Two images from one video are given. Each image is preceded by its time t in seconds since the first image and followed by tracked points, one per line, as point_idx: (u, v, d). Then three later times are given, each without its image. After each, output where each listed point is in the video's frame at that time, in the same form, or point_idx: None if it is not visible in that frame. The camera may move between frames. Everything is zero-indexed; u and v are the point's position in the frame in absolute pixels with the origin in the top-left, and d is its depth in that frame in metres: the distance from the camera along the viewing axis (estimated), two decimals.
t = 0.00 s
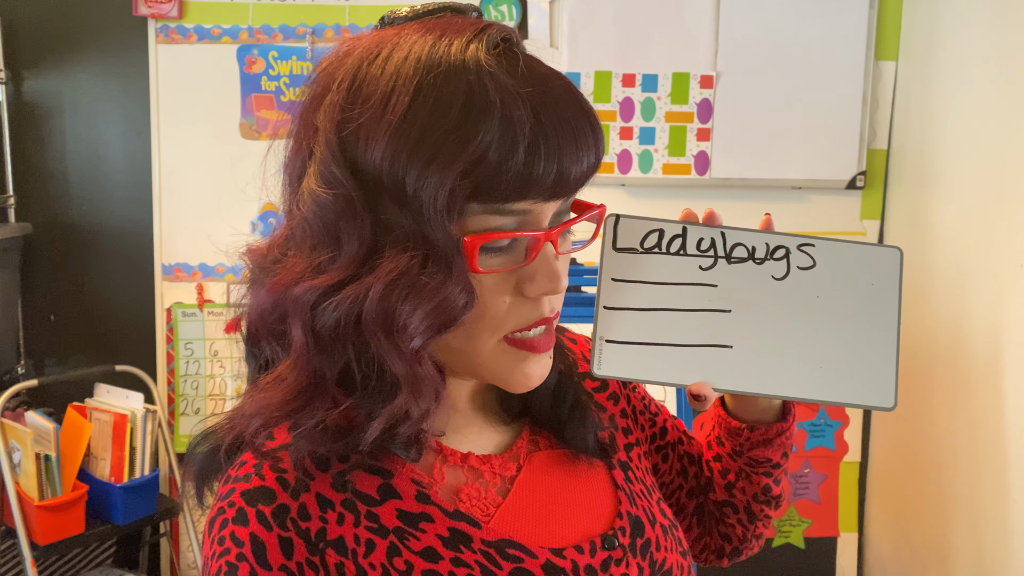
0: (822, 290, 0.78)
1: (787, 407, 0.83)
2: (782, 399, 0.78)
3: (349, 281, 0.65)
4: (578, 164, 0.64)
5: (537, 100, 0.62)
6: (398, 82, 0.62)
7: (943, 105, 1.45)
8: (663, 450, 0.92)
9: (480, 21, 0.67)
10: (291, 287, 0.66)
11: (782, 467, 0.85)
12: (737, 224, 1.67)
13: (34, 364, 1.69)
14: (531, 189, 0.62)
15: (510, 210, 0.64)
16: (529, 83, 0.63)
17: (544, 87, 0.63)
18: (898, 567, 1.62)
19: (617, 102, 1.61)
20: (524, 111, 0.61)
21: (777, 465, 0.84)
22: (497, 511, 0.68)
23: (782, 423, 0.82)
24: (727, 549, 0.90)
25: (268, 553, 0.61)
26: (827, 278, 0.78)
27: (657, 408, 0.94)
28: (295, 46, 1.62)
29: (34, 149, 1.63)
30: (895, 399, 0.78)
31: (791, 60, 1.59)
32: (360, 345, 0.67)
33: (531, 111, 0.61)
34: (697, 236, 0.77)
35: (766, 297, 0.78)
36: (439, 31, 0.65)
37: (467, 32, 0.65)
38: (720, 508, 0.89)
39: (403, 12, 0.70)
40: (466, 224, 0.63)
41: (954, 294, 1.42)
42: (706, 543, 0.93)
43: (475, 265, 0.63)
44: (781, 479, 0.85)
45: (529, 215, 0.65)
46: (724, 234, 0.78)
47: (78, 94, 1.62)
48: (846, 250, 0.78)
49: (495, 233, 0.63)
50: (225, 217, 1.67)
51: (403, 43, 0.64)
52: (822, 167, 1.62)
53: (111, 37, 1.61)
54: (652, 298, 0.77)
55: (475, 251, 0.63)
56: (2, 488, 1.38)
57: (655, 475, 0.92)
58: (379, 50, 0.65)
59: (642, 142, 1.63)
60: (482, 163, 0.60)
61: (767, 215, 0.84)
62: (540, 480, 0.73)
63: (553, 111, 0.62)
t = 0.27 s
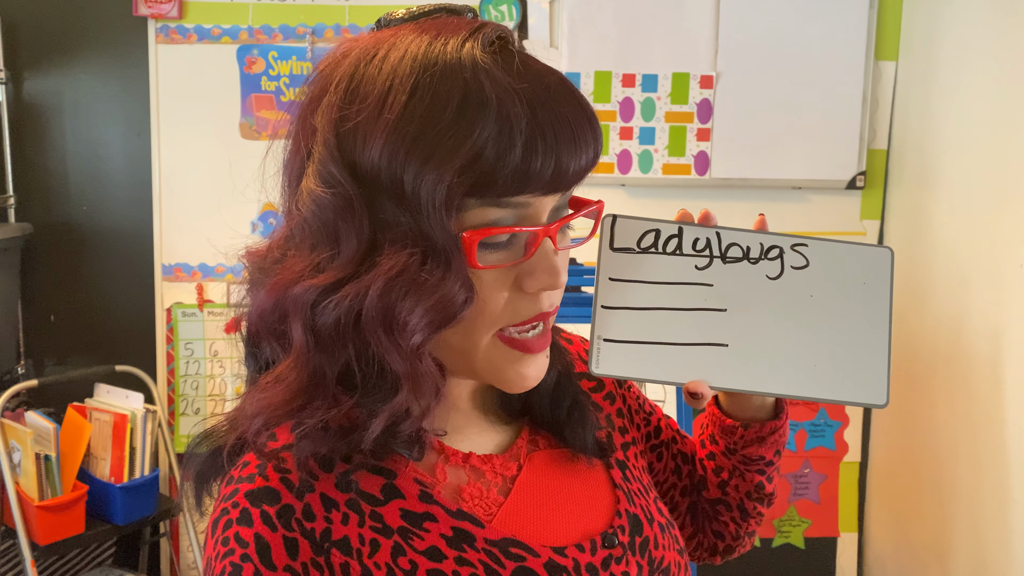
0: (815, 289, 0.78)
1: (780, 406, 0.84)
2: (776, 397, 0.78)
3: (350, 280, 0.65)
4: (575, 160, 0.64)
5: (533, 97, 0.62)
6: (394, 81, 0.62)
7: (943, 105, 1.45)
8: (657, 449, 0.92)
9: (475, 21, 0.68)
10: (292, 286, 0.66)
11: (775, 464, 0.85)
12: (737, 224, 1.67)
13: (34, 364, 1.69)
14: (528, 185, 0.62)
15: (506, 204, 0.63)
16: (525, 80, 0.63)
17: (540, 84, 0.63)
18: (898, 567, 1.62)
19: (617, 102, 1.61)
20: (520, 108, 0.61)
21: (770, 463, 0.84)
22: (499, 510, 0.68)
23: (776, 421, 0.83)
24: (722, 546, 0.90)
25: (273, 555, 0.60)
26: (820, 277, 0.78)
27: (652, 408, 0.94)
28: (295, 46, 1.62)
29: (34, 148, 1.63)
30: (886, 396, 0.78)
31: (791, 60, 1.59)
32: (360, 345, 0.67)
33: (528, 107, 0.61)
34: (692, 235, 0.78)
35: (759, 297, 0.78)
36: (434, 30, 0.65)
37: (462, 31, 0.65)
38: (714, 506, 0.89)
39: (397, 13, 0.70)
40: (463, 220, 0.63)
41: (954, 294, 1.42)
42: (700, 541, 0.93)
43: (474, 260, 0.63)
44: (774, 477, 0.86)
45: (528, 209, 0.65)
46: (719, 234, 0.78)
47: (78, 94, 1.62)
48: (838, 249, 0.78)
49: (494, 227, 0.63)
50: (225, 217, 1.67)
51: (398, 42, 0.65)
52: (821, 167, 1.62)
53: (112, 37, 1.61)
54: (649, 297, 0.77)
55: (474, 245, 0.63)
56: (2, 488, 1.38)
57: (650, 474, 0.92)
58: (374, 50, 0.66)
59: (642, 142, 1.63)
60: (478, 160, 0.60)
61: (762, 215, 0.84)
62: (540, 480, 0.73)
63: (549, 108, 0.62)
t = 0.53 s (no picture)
0: (814, 287, 0.78)
1: (778, 403, 0.84)
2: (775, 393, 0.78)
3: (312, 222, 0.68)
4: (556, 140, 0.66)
5: (516, 74, 0.65)
6: (386, 50, 0.66)
7: (943, 104, 1.45)
8: (656, 447, 0.92)
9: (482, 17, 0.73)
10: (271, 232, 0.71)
11: (773, 460, 0.85)
12: (737, 223, 1.67)
13: (34, 364, 1.69)
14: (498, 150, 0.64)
15: (477, 167, 0.65)
16: (513, 61, 0.67)
17: (529, 66, 0.67)
18: (898, 566, 1.62)
19: (616, 102, 1.61)
20: (500, 79, 0.64)
21: (768, 459, 0.85)
22: (496, 509, 0.67)
23: (774, 418, 0.83)
24: (720, 544, 0.90)
25: (269, 556, 0.59)
26: (819, 276, 0.78)
27: (649, 406, 0.94)
28: (295, 46, 1.62)
29: (34, 148, 1.63)
30: (884, 393, 0.78)
31: (791, 60, 1.59)
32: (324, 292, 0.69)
33: (508, 81, 0.65)
34: (691, 232, 0.78)
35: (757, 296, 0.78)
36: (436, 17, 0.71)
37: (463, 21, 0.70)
38: (712, 503, 0.89)
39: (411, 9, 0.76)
40: (429, 178, 0.65)
41: (954, 293, 1.42)
42: (698, 538, 0.93)
43: (435, 218, 0.64)
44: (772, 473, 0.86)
45: (499, 176, 0.66)
46: (718, 231, 0.78)
47: (78, 94, 1.62)
48: (837, 247, 0.78)
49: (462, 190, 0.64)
50: (225, 217, 1.67)
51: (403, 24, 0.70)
52: (821, 167, 1.62)
53: (112, 37, 1.61)
54: (648, 294, 0.77)
55: (436, 202, 0.64)
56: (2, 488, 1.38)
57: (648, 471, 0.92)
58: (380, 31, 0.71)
59: (642, 141, 1.63)
60: (449, 118, 0.62)
61: (760, 213, 0.84)
62: (536, 479, 0.73)
63: (531, 85, 0.65)
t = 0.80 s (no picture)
0: (818, 295, 0.78)
1: (780, 410, 0.83)
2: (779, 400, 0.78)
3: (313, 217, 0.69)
4: (551, 134, 0.66)
5: (510, 68, 0.66)
6: (382, 44, 0.67)
7: (943, 104, 1.45)
8: (657, 450, 0.92)
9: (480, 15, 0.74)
10: (273, 228, 0.73)
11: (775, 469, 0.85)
12: (737, 224, 1.67)
13: (34, 364, 1.69)
14: (493, 143, 0.64)
15: (473, 160, 0.65)
16: (507, 54, 0.67)
17: (524, 60, 0.67)
18: (898, 567, 1.62)
19: (617, 102, 1.61)
20: (493, 72, 0.64)
21: (770, 467, 0.84)
22: (493, 511, 0.67)
23: (775, 425, 0.83)
24: (721, 548, 0.90)
25: (267, 555, 0.59)
26: (823, 283, 0.78)
27: (653, 411, 0.93)
28: (295, 45, 1.62)
29: (34, 148, 1.63)
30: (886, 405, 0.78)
31: (791, 60, 1.59)
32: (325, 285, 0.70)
33: (502, 74, 0.65)
34: (695, 237, 0.78)
35: (759, 302, 0.78)
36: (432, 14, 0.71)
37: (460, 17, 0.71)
38: (713, 508, 0.89)
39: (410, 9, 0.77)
40: (425, 170, 0.65)
41: (954, 293, 1.42)
42: (698, 543, 0.93)
43: (433, 210, 0.64)
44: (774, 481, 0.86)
45: (496, 169, 0.66)
46: (722, 237, 0.78)
47: (78, 93, 1.62)
48: (844, 255, 0.78)
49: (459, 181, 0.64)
50: (225, 217, 1.67)
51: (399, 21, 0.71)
52: (822, 168, 1.62)
53: (112, 37, 1.61)
54: (650, 299, 0.77)
55: (434, 194, 0.64)
56: (3, 488, 1.38)
57: (649, 475, 0.92)
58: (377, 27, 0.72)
59: (642, 142, 1.63)
60: (443, 110, 0.63)
61: (765, 219, 0.84)
62: (534, 481, 0.73)
63: (525, 78, 0.65)
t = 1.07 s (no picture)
0: (815, 288, 0.78)
1: (782, 405, 0.84)
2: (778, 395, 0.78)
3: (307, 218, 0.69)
4: (547, 133, 0.66)
5: (504, 67, 0.66)
6: (375, 45, 0.67)
7: (943, 104, 1.45)
8: (659, 449, 0.92)
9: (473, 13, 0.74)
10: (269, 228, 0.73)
11: (778, 465, 0.85)
12: (737, 223, 1.67)
13: (34, 364, 1.69)
14: (489, 144, 0.64)
15: (468, 160, 0.65)
16: (500, 53, 0.67)
17: (517, 58, 0.67)
18: (898, 566, 1.62)
19: (616, 102, 1.61)
20: (487, 72, 0.64)
21: (772, 463, 0.84)
22: (490, 510, 0.67)
23: (776, 421, 0.83)
24: (726, 548, 0.90)
25: (261, 556, 0.60)
26: (821, 276, 0.78)
27: (656, 410, 0.94)
28: (295, 46, 1.63)
29: (34, 148, 1.63)
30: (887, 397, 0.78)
31: (791, 60, 1.59)
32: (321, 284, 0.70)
33: (495, 73, 0.65)
34: (691, 232, 0.78)
35: (758, 297, 0.78)
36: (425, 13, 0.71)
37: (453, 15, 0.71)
38: (717, 507, 0.89)
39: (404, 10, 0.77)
40: (421, 171, 0.65)
41: (954, 293, 1.42)
42: (704, 542, 0.93)
43: (429, 209, 0.64)
44: (777, 478, 0.86)
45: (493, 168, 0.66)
46: (718, 231, 0.78)
47: (78, 94, 1.62)
48: (841, 248, 0.78)
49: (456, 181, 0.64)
50: (226, 217, 1.67)
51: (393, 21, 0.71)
52: (822, 168, 1.62)
53: (112, 37, 1.61)
54: (647, 295, 0.77)
55: (430, 195, 0.64)
56: (2, 488, 1.38)
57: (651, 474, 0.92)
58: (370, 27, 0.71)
59: (642, 142, 1.63)
60: (438, 111, 0.63)
61: (762, 214, 0.84)
62: (531, 480, 0.73)
63: (519, 77, 0.66)
